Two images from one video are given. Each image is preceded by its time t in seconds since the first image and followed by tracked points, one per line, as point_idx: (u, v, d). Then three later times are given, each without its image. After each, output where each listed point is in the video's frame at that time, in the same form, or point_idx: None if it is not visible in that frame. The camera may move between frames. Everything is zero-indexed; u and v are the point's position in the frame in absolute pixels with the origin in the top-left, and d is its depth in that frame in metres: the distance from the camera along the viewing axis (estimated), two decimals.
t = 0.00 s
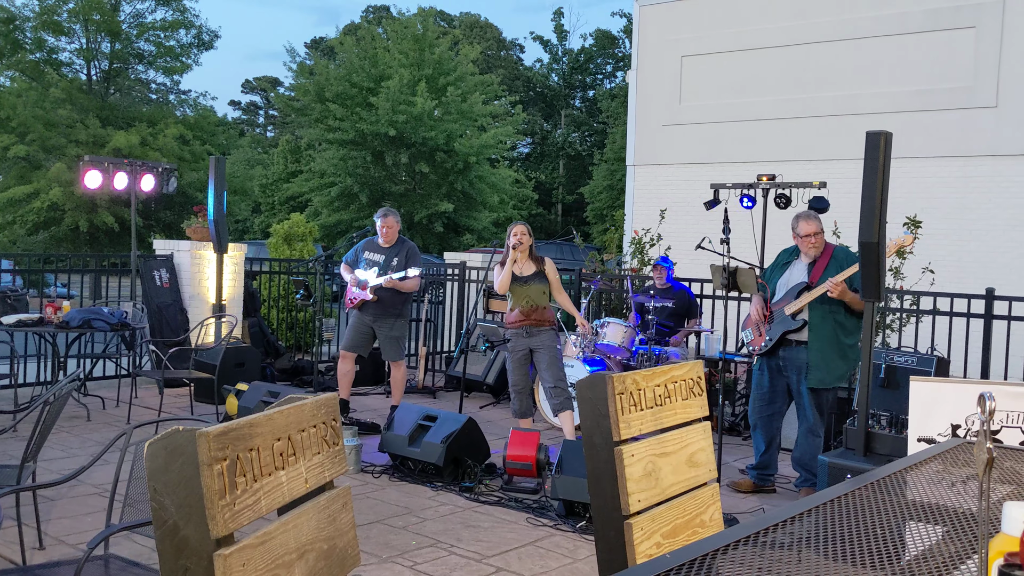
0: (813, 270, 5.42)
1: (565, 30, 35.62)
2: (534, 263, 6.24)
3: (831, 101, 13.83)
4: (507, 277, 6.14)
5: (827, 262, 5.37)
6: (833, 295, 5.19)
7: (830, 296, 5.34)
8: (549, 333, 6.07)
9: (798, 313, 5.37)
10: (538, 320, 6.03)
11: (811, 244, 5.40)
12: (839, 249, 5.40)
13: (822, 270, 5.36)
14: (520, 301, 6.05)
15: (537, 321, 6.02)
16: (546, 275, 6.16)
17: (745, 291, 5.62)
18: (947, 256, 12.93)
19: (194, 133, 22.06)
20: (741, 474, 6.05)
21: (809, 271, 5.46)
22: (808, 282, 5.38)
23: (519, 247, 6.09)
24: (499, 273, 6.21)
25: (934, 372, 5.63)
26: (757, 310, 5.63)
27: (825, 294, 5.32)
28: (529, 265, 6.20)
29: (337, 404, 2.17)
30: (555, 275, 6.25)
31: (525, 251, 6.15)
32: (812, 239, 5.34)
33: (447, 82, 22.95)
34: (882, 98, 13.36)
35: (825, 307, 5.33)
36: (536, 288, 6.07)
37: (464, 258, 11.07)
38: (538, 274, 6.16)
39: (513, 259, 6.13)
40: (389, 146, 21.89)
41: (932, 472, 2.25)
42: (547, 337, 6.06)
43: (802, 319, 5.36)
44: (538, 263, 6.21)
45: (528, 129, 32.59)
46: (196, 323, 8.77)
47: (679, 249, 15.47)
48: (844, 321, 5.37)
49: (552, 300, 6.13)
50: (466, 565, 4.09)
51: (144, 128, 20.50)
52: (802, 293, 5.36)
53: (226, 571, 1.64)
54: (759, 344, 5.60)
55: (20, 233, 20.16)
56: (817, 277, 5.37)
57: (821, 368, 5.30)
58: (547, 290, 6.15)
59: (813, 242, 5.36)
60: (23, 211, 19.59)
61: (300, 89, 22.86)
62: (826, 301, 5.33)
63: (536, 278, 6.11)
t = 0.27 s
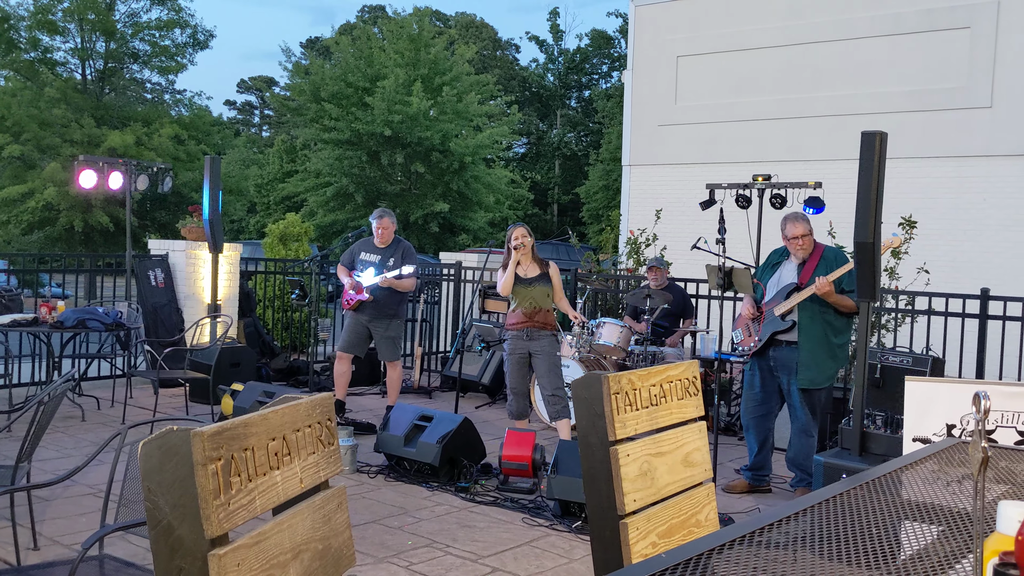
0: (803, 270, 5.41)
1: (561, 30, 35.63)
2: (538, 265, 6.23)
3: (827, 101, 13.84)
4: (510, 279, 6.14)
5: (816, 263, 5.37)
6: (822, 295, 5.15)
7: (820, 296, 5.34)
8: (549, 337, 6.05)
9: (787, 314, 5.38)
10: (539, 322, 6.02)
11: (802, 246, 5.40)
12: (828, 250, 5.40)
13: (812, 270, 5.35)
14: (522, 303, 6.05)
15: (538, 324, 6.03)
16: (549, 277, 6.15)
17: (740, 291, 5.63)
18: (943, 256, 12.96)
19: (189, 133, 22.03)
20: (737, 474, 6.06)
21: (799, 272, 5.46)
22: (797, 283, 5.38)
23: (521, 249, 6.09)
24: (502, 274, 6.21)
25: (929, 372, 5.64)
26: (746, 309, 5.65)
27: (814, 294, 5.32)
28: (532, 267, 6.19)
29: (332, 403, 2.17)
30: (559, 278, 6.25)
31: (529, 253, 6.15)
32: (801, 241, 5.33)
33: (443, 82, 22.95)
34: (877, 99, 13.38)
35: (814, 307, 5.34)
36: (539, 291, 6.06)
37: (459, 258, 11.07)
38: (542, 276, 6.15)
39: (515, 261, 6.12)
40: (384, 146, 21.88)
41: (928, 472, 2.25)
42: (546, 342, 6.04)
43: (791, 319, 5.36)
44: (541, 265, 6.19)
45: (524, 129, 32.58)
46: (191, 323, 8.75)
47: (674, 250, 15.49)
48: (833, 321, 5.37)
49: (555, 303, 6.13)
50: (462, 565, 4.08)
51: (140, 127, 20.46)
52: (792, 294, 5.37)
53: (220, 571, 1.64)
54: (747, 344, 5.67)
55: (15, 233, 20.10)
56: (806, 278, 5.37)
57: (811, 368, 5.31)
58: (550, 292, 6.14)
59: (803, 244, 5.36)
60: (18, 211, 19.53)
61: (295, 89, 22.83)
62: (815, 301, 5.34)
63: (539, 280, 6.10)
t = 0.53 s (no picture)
0: (794, 269, 5.44)
1: (558, 29, 35.63)
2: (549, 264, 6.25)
3: (823, 102, 13.86)
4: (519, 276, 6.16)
5: (807, 260, 5.40)
6: (812, 294, 5.21)
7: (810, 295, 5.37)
8: (555, 337, 6.02)
9: (779, 313, 5.40)
10: (546, 319, 6.01)
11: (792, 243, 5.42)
12: (819, 248, 5.42)
13: (803, 269, 5.38)
14: (531, 300, 6.06)
15: (545, 321, 6.01)
16: (559, 276, 6.15)
17: (737, 291, 5.60)
18: (939, 256, 12.98)
19: (186, 133, 22.01)
20: (733, 475, 6.06)
21: (790, 270, 5.48)
22: (789, 281, 5.41)
23: (531, 247, 6.12)
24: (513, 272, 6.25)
25: (925, 371, 5.64)
26: (739, 309, 5.65)
27: (805, 293, 5.36)
28: (543, 265, 6.21)
29: (329, 403, 2.17)
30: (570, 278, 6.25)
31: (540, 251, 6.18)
32: (790, 239, 5.35)
33: (440, 81, 22.94)
34: (874, 99, 13.40)
35: (806, 306, 5.37)
36: (548, 288, 6.06)
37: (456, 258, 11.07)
38: (552, 274, 6.16)
39: (526, 258, 6.14)
40: (381, 145, 21.86)
41: (924, 472, 2.25)
42: (552, 342, 6.01)
43: (782, 319, 5.38)
44: (552, 264, 6.21)
45: (520, 129, 32.58)
46: (188, 323, 8.75)
47: (672, 249, 15.51)
48: (825, 319, 5.39)
49: (564, 303, 6.11)
50: (458, 564, 4.08)
51: (136, 127, 20.44)
52: (783, 293, 5.40)
53: (216, 571, 1.63)
54: (740, 344, 5.62)
55: (11, 232, 20.06)
56: (798, 277, 5.40)
57: (804, 368, 5.32)
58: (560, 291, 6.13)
59: (794, 242, 5.39)
60: (15, 210, 19.50)
61: (292, 88, 22.82)
62: (806, 300, 5.36)
63: (548, 278, 6.10)
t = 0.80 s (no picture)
0: (788, 270, 5.44)
1: (555, 29, 35.62)
2: (561, 264, 6.21)
3: (821, 102, 13.86)
4: (529, 275, 6.15)
5: (802, 260, 5.40)
6: (806, 296, 5.21)
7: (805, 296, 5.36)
8: (561, 338, 5.99)
9: (774, 315, 5.39)
10: (552, 319, 5.96)
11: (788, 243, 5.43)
12: (813, 248, 5.42)
13: (798, 270, 5.38)
14: (539, 299, 6.00)
15: (550, 320, 5.97)
16: (570, 276, 6.11)
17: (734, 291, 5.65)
18: (936, 256, 12.99)
19: (184, 132, 21.99)
20: (731, 474, 6.06)
21: (785, 270, 5.48)
22: (784, 282, 5.42)
23: (541, 245, 6.08)
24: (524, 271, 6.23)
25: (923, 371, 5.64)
26: (735, 311, 5.66)
27: (799, 294, 5.35)
28: (554, 265, 6.17)
29: (326, 402, 2.16)
30: (582, 279, 6.17)
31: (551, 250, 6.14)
32: (782, 241, 5.35)
33: (437, 81, 22.93)
34: (872, 99, 13.40)
35: (801, 306, 5.36)
36: (556, 286, 6.02)
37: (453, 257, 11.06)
38: (562, 274, 6.10)
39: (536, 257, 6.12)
40: (379, 145, 21.84)
41: (921, 471, 2.25)
42: (558, 342, 5.99)
43: (778, 320, 5.36)
44: (562, 264, 6.18)
45: (518, 129, 32.57)
46: (185, 323, 8.74)
47: (669, 249, 15.51)
48: (820, 320, 5.38)
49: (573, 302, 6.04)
50: (455, 564, 4.08)
51: (133, 126, 20.42)
52: (777, 294, 5.40)
53: (213, 571, 1.63)
54: (737, 344, 5.63)
55: (8, 232, 20.03)
56: (793, 277, 5.40)
57: (800, 369, 5.31)
58: (569, 291, 6.07)
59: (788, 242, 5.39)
60: (12, 210, 19.47)
61: (290, 88, 22.80)
62: (801, 300, 5.36)
63: (558, 277, 6.05)
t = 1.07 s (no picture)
0: (789, 270, 5.45)
1: (555, 29, 35.62)
2: (571, 265, 6.24)
3: (820, 101, 13.87)
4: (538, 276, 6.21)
5: (803, 261, 5.40)
6: (807, 296, 5.23)
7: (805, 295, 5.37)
8: (566, 340, 5.98)
9: (774, 314, 5.40)
10: (557, 319, 5.98)
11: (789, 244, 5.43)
12: (815, 248, 5.41)
13: (799, 269, 5.38)
14: (545, 299, 6.05)
15: (554, 321, 5.99)
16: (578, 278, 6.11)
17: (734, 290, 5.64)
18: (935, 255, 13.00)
19: (183, 132, 21.98)
20: (729, 473, 6.07)
21: (786, 270, 5.49)
22: (785, 282, 5.42)
23: (551, 245, 6.13)
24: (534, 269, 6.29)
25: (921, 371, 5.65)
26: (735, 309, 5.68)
27: (800, 293, 5.35)
28: (564, 266, 6.20)
29: (325, 403, 2.17)
30: (592, 281, 6.15)
31: (561, 251, 6.17)
32: (782, 240, 5.36)
33: (436, 81, 22.94)
34: (870, 99, 13.41)
35: (801, 306, 5.37)
36: (562, 287, 6.05)
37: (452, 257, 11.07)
38: (570, 275, 6.13)
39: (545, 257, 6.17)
40: (378, 144, 21.82)
41: (920, 471, 2.25)
42: (563, 344, 5.98)
43: (778, 320, 5.37)
44: (572, 264, 6.19)
45: (517, 129, 32.56)
46: (184, 322, 8.73)
47: (668, 249, 15.51)
48: (819, 320, 5.38)
49: (579, 304, 6.04)
50: (454, 564, 4.08)
51: (132, 126, 20.40)
52: (778, 294, 5.42)
53: (213, 570, 1.64)
54: (736, 343, 5.73)
55: (7, 231, 20.00)
56: (794, 276, 5.40)
57: (798, 368, 5.30)
58: (576, 292, 6.08)
59: (789, 242, 5.40)
60: (11, 209, 19.45)
61: (289, 87, 22.80)
62: (801, 300, 5.36)
63: (565, 278, 6.08)
